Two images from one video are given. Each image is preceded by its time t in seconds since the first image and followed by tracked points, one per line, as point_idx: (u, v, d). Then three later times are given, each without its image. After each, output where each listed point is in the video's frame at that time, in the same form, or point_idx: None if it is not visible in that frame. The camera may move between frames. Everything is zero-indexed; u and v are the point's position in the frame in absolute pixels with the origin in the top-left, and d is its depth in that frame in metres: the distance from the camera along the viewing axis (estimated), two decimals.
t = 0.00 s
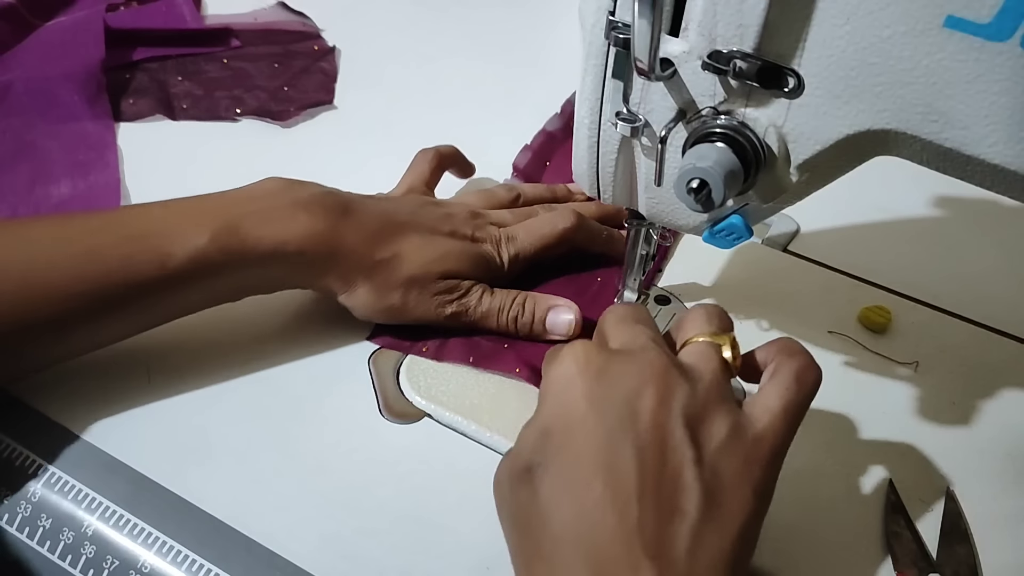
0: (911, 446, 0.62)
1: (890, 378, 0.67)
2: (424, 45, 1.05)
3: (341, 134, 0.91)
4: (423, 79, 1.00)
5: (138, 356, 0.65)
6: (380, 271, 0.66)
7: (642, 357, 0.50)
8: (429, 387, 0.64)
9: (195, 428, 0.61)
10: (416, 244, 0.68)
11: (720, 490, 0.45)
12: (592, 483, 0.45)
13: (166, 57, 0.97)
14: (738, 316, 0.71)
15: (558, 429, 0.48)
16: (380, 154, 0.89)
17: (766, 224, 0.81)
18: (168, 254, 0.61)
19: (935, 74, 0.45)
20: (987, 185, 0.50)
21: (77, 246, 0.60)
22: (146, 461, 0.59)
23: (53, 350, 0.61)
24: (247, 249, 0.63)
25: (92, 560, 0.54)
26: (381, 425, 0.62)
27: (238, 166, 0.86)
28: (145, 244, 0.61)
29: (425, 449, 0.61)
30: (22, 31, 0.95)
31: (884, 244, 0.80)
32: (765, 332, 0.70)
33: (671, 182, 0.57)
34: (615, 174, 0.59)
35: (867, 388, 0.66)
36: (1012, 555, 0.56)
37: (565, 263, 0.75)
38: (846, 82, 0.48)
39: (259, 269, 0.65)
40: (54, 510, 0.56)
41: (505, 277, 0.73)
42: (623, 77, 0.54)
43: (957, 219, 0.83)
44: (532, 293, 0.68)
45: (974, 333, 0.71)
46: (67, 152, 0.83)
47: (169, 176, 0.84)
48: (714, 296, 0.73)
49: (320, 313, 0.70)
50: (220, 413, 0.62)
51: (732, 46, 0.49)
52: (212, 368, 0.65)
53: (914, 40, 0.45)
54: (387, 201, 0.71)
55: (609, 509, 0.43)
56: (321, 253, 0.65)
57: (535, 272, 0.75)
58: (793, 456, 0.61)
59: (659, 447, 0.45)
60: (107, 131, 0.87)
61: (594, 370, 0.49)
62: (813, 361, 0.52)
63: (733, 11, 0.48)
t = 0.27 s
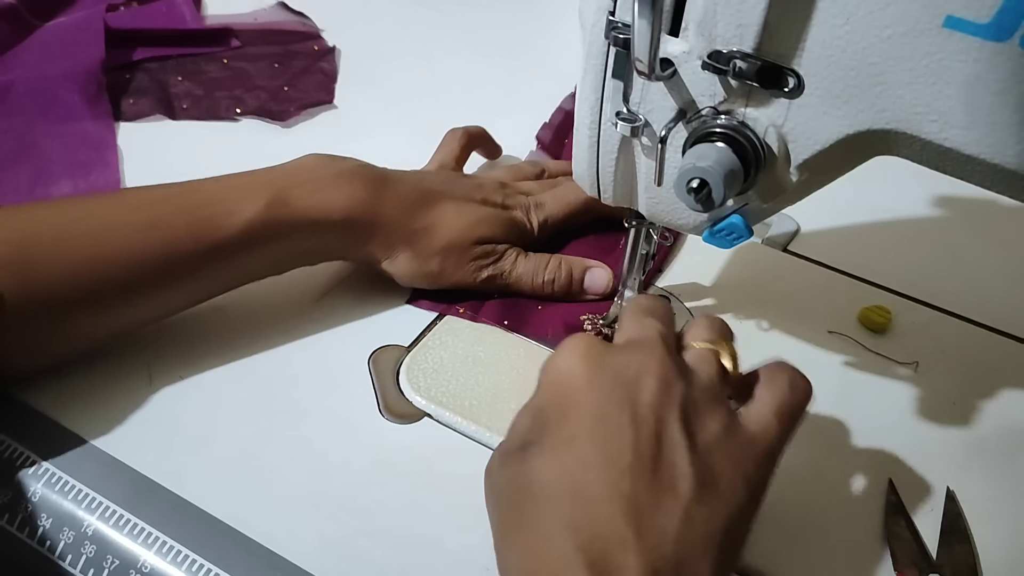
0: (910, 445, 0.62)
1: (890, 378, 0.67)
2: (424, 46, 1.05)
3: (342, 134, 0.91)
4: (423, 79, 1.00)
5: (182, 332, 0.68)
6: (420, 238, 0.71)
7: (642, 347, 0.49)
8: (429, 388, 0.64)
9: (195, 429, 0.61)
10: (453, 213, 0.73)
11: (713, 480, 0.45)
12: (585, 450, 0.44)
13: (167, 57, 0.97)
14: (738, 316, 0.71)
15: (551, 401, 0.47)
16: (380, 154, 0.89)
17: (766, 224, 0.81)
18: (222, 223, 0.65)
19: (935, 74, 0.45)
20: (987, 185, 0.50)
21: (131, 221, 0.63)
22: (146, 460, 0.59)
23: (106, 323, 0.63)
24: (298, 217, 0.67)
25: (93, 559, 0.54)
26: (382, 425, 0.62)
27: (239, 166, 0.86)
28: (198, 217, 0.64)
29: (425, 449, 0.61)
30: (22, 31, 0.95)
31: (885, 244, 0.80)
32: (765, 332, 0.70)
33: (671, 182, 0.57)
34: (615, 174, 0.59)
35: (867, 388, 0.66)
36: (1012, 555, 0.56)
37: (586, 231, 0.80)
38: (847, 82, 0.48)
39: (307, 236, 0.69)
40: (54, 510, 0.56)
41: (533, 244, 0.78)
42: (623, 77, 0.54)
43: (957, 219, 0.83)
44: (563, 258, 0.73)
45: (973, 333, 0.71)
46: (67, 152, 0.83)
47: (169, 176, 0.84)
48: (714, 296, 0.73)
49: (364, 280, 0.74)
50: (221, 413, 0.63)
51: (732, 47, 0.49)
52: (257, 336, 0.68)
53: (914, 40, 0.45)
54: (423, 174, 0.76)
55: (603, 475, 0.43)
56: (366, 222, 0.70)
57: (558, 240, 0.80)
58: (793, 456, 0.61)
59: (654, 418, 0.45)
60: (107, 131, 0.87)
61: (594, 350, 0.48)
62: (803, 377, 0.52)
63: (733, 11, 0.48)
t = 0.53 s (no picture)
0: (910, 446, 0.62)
1: (890, 379, 0.67)
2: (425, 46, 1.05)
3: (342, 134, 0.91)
4: (423, 79, 1.00)
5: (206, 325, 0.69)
6: (450, 213, 0.74)
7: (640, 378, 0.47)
8: (429, 388, 0.64)
9: (196, 429, 0.61)
10: (479, 189, 0.77)
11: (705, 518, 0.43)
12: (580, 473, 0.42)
13: (167, 58, 0.97)
14: (738, 316, 0.71)
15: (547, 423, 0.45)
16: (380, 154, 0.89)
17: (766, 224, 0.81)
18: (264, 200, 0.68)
19: (934, 74, 0.45)
20: (987, 185, 0.50)
21: (172, 209, 0.64)
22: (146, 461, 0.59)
23: (155, 308, 0.64)
24: (334, 193, 0.71)
25: (93, 559, 0.54)
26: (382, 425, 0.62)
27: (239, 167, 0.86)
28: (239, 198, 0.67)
29: (425, 450, 0.61)
30: (22, 31, 0.95)
31: (884, 244, 0.80)
32: (765, 332, 0.70)
33: (671, 182, 0.57)
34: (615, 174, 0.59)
35: (867, 388, 0.66)
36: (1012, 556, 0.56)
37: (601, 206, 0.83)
38: (846, 82, 0.48)
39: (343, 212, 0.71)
40: (54, 509, 0.56)
41: (552, 218, 0.81)
42: (623, 77, 0.54)
43: (957, 219, 0.83)
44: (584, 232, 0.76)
45: (973, 334, 0.71)
46: (67, 153, 0.83)
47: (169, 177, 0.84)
48: (714, 296, 0.73)
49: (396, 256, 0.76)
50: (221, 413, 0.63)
51: (732, 46, 0.49)
52: (292, 316, 0.70)
53: (913, 40, 0.45)
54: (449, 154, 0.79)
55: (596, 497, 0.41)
56: (399, 196, 0.73)
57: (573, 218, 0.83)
58: (794, 457, 0.61)
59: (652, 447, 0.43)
60: (107, 131, 0.87)
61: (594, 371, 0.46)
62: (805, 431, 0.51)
63: (733, 11, 0.48)
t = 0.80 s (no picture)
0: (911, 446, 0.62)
1: (890, 378, 0.67)
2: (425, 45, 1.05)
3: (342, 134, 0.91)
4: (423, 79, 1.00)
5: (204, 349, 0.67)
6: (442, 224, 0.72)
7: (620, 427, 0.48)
8: (429, 388, 0.64)
9: (196, 430, 0.61)
10: (468, 193, 0.74)
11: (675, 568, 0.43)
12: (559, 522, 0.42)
13: (167, 57, 0.97)
14: (738, 316, 0.71)
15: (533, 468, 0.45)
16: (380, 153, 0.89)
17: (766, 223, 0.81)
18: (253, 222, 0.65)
19: (934, 74, 0.45)
20: (987, 185, 0.50)
21: (160, 238, 0.62)
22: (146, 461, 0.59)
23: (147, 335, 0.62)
24: (324, 212, 0.68)
25: (92, 560, 0.54)
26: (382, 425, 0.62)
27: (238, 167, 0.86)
28: (234, 221, 0.65)
29: (425, 450, 0.61)
30: (22, 32, 0.95)
31: (885, 244, 0.80)
32: (766, 332, 0.70)
33: (671, 182, 0.57)
34: (615, 174, 0.59)
35: (867, 388, 0.66)
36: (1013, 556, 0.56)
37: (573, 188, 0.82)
38: (847, 81, 0.48)
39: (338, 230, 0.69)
40: (54, 510, 0.56)
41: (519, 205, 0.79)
42: (623, 77, 0.54)
43: (957, 219, 0.83)
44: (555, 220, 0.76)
45: (974, 334, 0.71)
46: (67, 154, 0.83)
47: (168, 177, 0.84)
48: (714, 296, 0.73)
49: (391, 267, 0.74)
50: (220, 413, 0.63)
51: (732, 47, 0.49)
52: (286, 343, 0.68)
53: (914, 40, 0.45)
54: (425, 155, 0.75)
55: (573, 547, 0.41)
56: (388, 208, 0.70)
57: (551, 201, 0.81)
58: (794, 457, 0.61)
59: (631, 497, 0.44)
60: (107, 132, 0.87)
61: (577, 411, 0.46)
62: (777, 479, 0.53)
63: (733, 11, 0.48)
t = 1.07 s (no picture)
0: (910, 446, 0.62)
1: (890, 378, 0.67)
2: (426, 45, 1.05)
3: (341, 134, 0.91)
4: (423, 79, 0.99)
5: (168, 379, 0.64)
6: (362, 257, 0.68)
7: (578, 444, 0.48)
8: (429, 388, 0.64)
9: (195, 429, 0.61)
10: (387, 214, 0.70)
11: None
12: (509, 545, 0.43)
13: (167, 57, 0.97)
14: (738, 316, 0.71)
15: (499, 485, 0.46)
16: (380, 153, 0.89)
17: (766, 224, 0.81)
18: (143, 269, 0.60)
19: (934, 75, 0.45)
20: (987, 185, 0.50)
21: (67, 288, 0.58)
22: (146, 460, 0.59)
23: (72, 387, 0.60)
24: (223, 248, 0.62)
25: (92, 560, 0.54)
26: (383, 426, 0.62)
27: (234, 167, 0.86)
28: (120, 267, 0.59)
29: (426, 450, 0.61)
30: (22, 32, 0.95)
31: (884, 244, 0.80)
32: (765, 332, 0.70)
33: (671, 182, 0.57)
34: (615, 174, 0.59)
35: (867, 388, 0.66)
36: (1012, 556, 0.56)
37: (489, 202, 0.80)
38: (847, 82, 0.48)
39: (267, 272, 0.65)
40: (54, 510, 0.56)
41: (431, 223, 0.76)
42: (623, 78, 0.54)
43: (957, 219, 0.83)
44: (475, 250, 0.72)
45: (974, 334, 0.71)
46: (67, 153, 0.84)
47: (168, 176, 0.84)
48: (714, 296, 0.73)
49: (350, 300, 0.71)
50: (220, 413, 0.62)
51: (732, 46, 0.49)
52: (213, 389, 0.64)
53: (913, 40, 0.45)
54: (349, 174, 0.70)
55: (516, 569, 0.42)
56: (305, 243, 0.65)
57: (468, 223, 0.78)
58: (794, 458, 0.61)
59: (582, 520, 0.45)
60: (107, 132, 0.87)
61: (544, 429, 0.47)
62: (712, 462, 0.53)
63: (733, 11, 0.48)
